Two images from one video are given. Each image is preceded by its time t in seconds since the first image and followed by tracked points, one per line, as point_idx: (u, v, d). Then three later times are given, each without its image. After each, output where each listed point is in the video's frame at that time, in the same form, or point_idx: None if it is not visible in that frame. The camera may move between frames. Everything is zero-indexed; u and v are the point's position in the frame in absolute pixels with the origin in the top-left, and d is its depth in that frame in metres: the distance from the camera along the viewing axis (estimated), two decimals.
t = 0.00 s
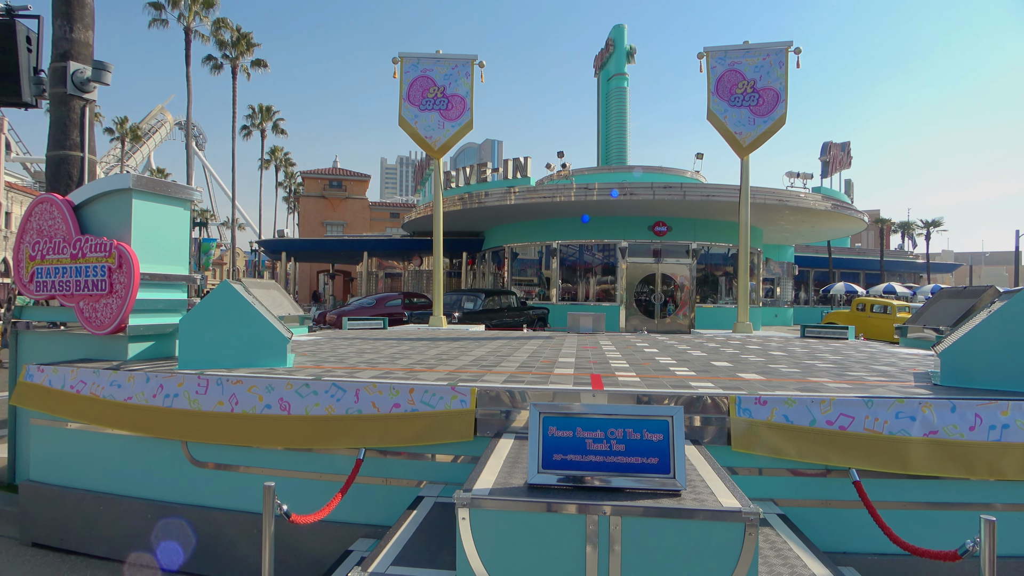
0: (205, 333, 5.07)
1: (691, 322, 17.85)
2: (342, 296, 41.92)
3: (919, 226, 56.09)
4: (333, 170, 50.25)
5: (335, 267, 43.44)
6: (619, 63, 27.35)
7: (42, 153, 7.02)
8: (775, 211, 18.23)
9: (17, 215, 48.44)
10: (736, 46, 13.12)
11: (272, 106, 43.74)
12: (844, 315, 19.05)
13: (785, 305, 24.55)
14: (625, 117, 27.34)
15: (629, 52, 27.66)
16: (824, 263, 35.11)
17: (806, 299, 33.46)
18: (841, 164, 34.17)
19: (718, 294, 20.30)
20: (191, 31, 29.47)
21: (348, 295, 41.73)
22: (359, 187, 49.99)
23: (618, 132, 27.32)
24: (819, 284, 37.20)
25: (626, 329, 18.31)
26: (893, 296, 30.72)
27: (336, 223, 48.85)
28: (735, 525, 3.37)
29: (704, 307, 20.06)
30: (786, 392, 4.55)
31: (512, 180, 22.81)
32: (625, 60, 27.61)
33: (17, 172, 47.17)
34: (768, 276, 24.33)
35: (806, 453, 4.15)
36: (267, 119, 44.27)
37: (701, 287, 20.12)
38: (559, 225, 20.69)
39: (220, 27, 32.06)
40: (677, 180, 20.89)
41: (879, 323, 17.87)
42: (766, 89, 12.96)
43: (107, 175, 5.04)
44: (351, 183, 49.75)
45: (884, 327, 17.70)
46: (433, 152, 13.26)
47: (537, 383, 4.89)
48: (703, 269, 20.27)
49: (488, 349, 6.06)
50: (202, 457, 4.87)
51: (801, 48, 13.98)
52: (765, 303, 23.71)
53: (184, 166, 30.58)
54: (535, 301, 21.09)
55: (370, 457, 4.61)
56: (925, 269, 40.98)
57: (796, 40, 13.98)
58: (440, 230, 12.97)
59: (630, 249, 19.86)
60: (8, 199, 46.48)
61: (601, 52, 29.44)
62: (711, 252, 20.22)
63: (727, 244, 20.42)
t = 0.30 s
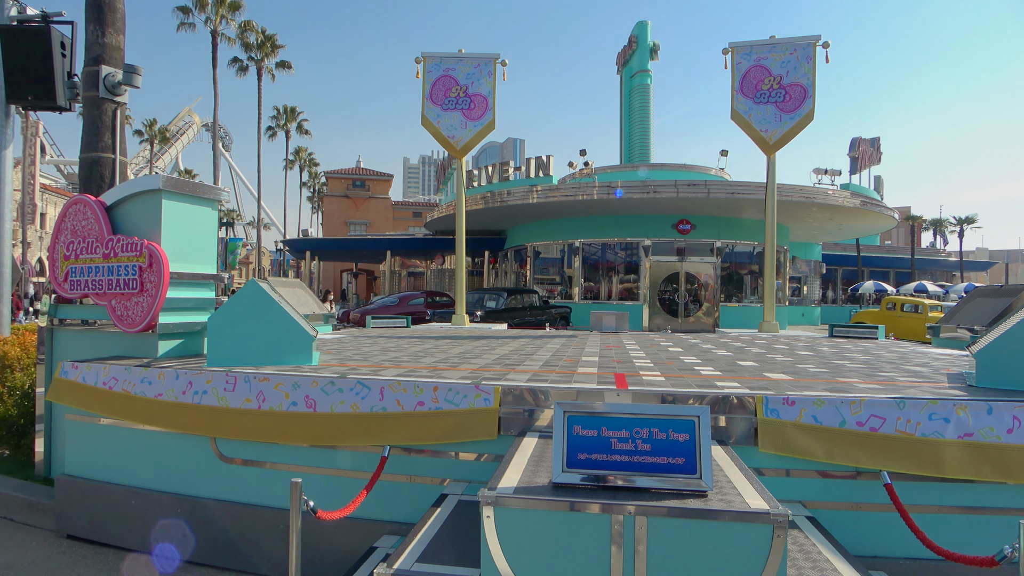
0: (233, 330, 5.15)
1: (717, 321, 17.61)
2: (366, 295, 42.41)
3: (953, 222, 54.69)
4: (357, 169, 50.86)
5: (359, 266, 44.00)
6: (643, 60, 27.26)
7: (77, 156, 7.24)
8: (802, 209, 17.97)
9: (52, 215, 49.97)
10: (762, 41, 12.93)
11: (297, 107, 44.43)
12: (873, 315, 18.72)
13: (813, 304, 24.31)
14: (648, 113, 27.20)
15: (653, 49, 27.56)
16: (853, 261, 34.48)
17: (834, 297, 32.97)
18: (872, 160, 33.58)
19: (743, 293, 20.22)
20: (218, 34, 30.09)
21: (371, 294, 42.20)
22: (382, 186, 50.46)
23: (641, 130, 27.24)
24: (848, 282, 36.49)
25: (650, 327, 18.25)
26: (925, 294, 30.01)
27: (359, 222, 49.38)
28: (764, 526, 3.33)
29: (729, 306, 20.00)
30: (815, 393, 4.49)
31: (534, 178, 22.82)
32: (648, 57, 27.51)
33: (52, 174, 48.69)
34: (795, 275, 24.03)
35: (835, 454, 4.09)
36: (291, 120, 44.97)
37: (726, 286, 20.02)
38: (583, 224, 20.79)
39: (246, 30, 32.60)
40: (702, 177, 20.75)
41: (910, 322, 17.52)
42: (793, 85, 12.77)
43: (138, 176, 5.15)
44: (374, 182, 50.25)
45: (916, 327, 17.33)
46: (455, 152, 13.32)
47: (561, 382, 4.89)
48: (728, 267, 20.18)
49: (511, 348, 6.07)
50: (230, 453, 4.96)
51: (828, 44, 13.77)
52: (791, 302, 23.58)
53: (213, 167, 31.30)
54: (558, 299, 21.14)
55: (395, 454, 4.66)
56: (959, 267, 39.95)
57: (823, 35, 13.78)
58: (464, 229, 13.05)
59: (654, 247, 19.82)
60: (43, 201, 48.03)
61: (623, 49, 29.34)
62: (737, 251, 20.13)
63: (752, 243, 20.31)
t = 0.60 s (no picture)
0: (262, 329, 5.25)
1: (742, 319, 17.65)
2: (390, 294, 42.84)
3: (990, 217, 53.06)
4: (381, 169, 51.38)
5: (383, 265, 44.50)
6: (667, 56, 27.19)
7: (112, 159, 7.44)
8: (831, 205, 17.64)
9: (86, 216, 51.52)
10: (790, 34, 12.77)
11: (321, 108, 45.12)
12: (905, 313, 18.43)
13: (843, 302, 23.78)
14: (673, 109, 27.13)
15: (677, 44, 27.41)
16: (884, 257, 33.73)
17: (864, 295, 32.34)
18: (904, 154, 32.90)
19: (770, 291, 19.87)
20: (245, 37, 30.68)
21: (395, 293, 42.60)
22: (406, 186, 50.94)
23: (666, 127, 27.27)
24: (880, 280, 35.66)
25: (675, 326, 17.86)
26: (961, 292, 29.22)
27: (383, 222, 49.88)
28: (796, 528, 3.28)
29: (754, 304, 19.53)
30: (847, 393, 4.41)
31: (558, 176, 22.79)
32: (672, 52, 27.33)
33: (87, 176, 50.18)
34: (824, 273, 23.93)
35: (867, 455, 4.01)
36: (316, 121, 45.75)
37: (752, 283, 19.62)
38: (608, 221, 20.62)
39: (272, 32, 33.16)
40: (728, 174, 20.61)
41: (943, 321, 17.15)
42: (822, 79, 12.56)
43: (169, 178, 5.25)
44: (398, 181, 50.67)
45: (950, 325, 16.90)
46: (478, 151, 13.37)
47: (587, 381, 4.88)
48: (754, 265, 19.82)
49: (536, 346, 6.07)
50: (259, 450, 5.06)
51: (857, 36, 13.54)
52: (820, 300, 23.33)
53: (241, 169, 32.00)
54: (581, 298, 21.22)
55: (421, 452, 4.70)
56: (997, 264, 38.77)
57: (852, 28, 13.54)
58: (486, 228, 13.15)
59: (679, 245, 19.79)
60: (79, 203, 49.60)
61: (647, 45, 29.29)
62: (764, 248, 19.87)
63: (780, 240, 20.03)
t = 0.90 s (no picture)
0: (292, 327, 5.33)
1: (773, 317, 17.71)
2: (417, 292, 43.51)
3: None
4: (408, 169, 52.26)
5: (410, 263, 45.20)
6: (694, 52, 27.89)
7: (148, 161, 7.62)
8: (863, 202, 17.37)
9: (122, 217, 53.23)
10: (822, 28, 12.75)
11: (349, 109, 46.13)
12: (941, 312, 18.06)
13: (876, 300, 23.76)
14: (700, 105, 27.79)
15: (704, 39, 27.95)
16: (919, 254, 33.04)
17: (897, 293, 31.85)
18: (940, 149, 32.20)
19: (801, 289, 20.76)
20: (275, 39, 31.42)
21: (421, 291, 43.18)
22: (432, 185, 51.70)
23: (692, 121, 27.82)
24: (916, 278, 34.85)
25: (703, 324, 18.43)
26: (1000, 289, 28.53)
27: (410, 220, 50.63)
28: (831, 532, 3.22)
29: (785, 303, 20.46)
30: (883, 394, 4.32)
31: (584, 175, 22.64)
32: (699, 48, 28.02)
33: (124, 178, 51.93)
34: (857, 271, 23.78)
35: (904, 458, 3.93)
36: (343, 120, 47.31)
37: (784, 282, 20.50)
38: (632, 219, 21.69)
39: (301, 34, 33.93)
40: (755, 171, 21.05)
41: (982, 321, 16.76)
42: (855, 73, 12.56)
43: (203, 179, 5.38)
44: (424, 180, 51.53)
45: (989, 325, 16.51)
46: (505, 149, 14.03)
47: (615, 380, 4.87)
48: (785, 263, 20.67)
49: (563, 345, 6.07)
50: (290, 446, 5.14)
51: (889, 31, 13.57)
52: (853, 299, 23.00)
53: (272, 169, 33.01)
54: (607, 295, 22.16)
55: (449, 450, 4.74)
56: None
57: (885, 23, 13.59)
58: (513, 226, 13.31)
59: (707, 243, 20.65)
60: (116, 204, 51.38)
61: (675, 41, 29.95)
62: (794, 246, 20.73)
63: (810, 238, 20.87)
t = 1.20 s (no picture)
0: (319, 325, 5.41)
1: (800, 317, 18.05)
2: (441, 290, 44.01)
3: None
4: (431, 169, 52.82)
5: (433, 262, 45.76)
6: (720, 47, 27.99)
7: (178, 162, 7.76)
8: (894, 199, 17.08)
9: (153, 217, 54.74)
10: (852, 21, 12.91)
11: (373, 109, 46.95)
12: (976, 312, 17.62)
13: (906, 300, 23.49)
14: (726, 102, 27.73)
15: (730, 35, 27.97)
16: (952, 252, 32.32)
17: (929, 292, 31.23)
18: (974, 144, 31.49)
19: (829, 288, 20.52)
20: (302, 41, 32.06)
21: (444, 289, 43.62)
22: (455, 184, 52.20)
23: (718, 118, 27.78)
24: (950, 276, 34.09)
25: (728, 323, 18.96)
26: None
27: (433, 219, 51.22)
28: (863, 535, 3.17)
29: (813, 301, 20.34)
30: (915, 395, 4.24)
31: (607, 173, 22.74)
32: (725, 43, 28.11)
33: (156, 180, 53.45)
34: (887, 269, 23.56)
35: (938, 460, 3.87)
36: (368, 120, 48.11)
37: (811, 281, 20.37)
38: (657, 218, 21.77)
39: (326, 36, 34.55)
40: (781, 167, 20.88)
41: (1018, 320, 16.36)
42: (886, 67, 12.62)
43: (233, 179, 5.49)
44: (447, 180, 52.13)
45: None
46: (529, 147, 14.51)
47: (641, 379, 4.87)
48: (813, 261, 20.51)
49: (588, 344, 6.08)
50: (317, 442, 5.22)
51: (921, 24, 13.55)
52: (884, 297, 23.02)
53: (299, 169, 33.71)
54: (631, 294, 22.22)
55: (474, 448, 4.77)
56: None
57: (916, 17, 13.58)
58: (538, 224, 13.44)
59: (732, 241, 20.57)
60: (147, 204, 52.77)
61: (700, 37, 30.01)
62: (822, 244, 20.52)
63: (838, 236, 20.66)
